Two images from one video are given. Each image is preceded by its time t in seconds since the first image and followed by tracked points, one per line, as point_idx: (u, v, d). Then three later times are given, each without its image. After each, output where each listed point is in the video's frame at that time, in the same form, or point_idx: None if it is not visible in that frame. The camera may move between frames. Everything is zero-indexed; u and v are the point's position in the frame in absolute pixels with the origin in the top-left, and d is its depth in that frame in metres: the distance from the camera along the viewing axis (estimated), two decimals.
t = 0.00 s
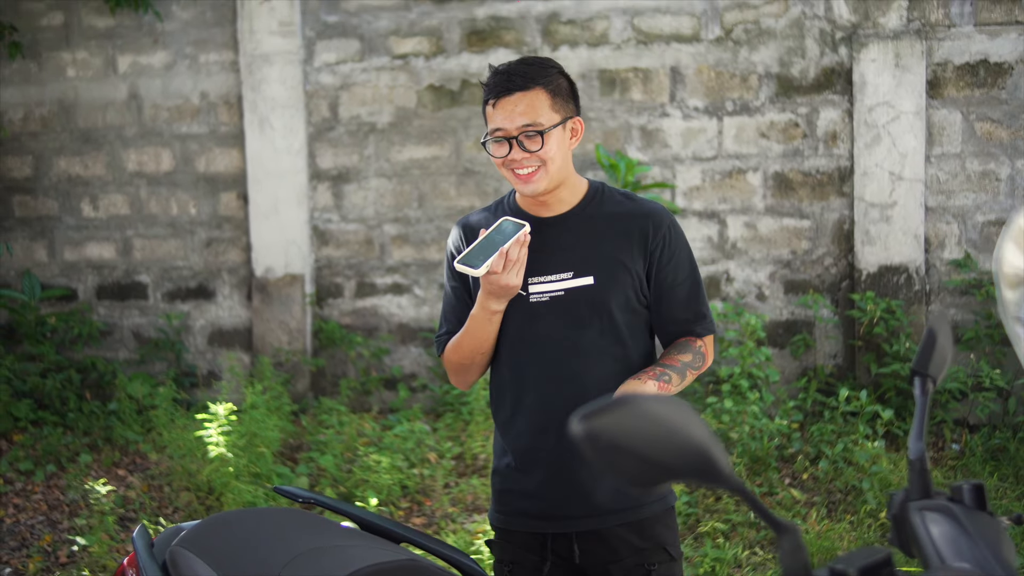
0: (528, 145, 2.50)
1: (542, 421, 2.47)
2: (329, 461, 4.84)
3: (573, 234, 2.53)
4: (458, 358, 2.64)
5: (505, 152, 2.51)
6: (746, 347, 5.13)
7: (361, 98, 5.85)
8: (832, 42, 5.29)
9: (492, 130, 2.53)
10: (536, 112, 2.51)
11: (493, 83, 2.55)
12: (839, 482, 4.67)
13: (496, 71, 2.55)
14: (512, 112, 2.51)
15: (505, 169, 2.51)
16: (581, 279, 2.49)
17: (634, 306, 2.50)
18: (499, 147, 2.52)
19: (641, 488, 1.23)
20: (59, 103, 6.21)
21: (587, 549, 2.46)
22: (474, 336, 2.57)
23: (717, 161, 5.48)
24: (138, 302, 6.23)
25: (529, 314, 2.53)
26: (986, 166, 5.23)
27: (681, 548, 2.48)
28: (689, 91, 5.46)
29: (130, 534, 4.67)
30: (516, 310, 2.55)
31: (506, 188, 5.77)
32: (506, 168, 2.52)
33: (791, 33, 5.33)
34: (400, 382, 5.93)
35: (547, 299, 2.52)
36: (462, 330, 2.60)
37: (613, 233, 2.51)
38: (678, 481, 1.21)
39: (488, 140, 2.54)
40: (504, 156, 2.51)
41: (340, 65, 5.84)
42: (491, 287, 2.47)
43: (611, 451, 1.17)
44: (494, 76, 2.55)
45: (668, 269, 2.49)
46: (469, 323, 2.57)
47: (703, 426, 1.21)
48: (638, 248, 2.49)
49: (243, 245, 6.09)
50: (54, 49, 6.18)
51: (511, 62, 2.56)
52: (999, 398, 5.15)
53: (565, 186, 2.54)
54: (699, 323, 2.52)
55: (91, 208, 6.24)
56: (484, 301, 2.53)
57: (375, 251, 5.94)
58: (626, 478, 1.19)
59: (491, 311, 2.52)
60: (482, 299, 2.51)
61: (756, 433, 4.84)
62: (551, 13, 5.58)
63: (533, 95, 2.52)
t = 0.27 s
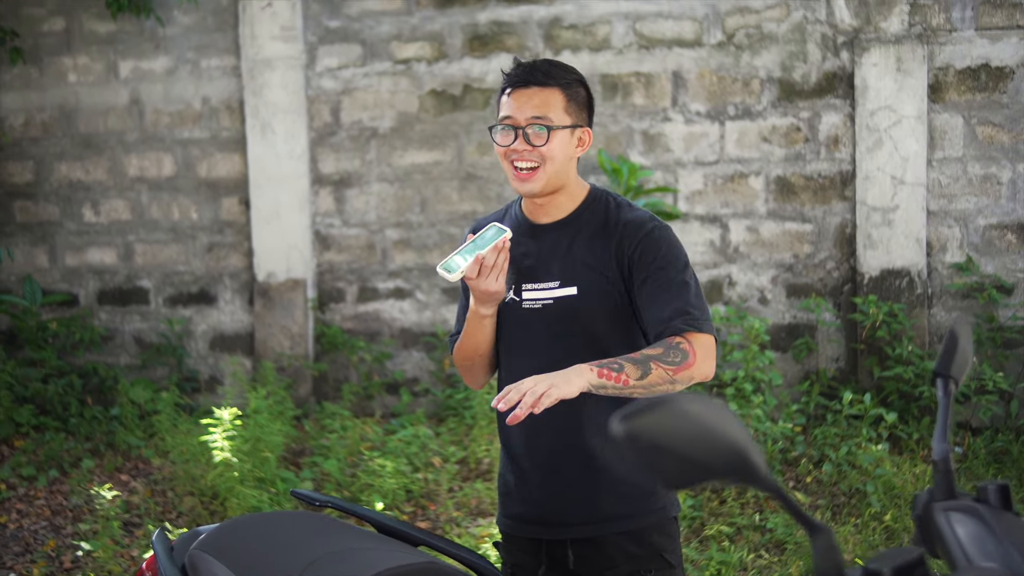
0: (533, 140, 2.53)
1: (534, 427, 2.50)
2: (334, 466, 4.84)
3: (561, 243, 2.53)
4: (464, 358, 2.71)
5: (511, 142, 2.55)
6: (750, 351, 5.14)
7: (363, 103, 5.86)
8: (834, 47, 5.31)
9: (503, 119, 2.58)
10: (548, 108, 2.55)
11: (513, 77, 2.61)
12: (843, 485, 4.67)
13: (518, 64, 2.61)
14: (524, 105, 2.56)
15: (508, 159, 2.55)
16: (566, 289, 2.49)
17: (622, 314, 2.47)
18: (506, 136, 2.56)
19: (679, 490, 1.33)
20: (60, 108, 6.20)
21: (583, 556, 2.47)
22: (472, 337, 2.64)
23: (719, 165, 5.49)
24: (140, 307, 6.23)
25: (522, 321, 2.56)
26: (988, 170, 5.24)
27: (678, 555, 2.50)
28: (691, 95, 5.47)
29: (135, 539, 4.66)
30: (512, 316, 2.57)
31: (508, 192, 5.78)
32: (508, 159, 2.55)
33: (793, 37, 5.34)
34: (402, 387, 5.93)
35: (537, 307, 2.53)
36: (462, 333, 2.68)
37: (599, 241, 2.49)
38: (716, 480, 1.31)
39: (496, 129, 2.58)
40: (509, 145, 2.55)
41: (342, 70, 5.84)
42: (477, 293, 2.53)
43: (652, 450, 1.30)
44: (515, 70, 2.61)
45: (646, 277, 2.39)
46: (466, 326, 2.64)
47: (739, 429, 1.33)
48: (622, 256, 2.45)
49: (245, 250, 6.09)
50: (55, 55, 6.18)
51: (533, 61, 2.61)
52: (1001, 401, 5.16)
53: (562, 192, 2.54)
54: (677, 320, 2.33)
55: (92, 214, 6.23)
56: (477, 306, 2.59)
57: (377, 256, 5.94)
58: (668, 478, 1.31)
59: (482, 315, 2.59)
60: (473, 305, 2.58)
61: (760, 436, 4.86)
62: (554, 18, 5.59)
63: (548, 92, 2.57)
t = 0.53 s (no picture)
0: (549, 136, 2.51)
1: (530, 427, 2.54)
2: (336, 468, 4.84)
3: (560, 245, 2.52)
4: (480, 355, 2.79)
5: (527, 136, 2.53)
6: (751, 352, 5.15)
7: (363, 106, 5.86)
8: (833, 49, 5.33)
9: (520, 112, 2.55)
10: (566, 105, 2.53)
11: (534, 69, 2.58)
12: (845, 486, 4.68)
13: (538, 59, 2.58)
14: (543, 99, 2.53)
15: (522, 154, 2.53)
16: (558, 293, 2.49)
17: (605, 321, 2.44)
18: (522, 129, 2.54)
19: (714, 488, 1.34)
20: (59, 112, 6.20)
21: (576, 559, 2.49)
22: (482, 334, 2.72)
23: (719, 167, 5.50)
24: (139, 311, 6.22)
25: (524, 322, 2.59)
26: (987, 171, 5.26)
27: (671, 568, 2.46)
28: (691, 97, 5.48)
29: (137, 543, 4.66)
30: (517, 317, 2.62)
31: (508, 195, 5.78)
32: (522, 153, 2.53)
33: (793, 39, 5.36)
34: (402, 390, 5.93)
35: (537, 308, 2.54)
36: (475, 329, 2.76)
37: (592, 246, 2.45)
38: (754, 478, 1.32)
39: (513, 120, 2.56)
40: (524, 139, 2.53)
41: (341, 73, 5.85)
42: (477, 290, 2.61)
43: (689, 448, 1.31)
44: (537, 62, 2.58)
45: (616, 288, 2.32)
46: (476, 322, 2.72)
47: (776, 427, 1.34)
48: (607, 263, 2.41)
49: (244, 253, 6.09)
50: (54, 58, 6.17)
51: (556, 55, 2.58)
52: (1002, 401, 5.18)
53: (574, 191, 2.52)
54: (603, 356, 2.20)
55: (91, 217, 6.23)
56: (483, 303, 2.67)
57: (377, 259, 5.94)
58: (704, 477, 1.32)
59: (488, 313, 2.67)
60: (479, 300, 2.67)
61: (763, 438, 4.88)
62: (554, 20, 5.60)
63: (567, 89, 2.54)
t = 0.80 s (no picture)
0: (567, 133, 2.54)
1: (545, 429, 2.54)
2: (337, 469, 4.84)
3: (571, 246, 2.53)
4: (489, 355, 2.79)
5: (545, 133, 2.56)
6: (751, 351, 5.16)
7: (361, 107, 5.86)
8: (831, 49, 5.34)
9: (538, 110, 2.58)
10: (584, 103, 2.56)
11: (551, 69, 2.61)
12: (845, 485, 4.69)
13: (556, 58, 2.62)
14: (562, 97, 2.57)
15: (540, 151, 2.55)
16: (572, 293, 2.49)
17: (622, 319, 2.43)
18: (540, 127, 2.56)
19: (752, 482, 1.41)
20: (55, 114, 6.19)
21: (591, 559, 2.51)
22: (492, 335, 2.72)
23: (718, 167, 5.51)
24: (136, 313, 6.21)
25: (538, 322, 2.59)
26: (985, 170, 5.28)
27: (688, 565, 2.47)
28: (689, 98, 5.50)
29: (138, 544, 4.65)
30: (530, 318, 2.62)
31: (507, 196, 5.78)
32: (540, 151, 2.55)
33: (791, 40, 5.37)
34: (401, 390, 5.93)
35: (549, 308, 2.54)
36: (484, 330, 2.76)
37: (610, 246, 2.45)
38: (789, 470, 1.40)
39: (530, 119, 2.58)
40: (543, 136, 2.55)
41: (339, 75, 5.85)
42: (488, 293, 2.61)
43: (726, 439, 1.39)
44: (554, 62, 2.62)
45: (644, 291, 2.32)
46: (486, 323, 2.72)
47: (813, 424, 1.42)
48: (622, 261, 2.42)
49: (242, 255, 6.08)
50: (50, 60, 6.16)
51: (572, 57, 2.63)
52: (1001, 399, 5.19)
53: (586, 189, 2.53)
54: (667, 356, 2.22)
55: (88, 219, 6.22)
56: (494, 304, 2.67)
57: (376, 260, 5.94)
58: (740, 466, 1.40)
59: (498, 315, 2.67)
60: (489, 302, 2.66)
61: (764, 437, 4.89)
62: (551, 21, 5.61)
63: (586, 88, 2.58)
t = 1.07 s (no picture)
0: (595, 128, 2.56)
1: (572, 425, 2.47)
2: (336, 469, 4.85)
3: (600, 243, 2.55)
4: (482, 356, 2.66)
5: (573, 130, 2.57)
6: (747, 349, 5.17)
7: (356, 107, 5.86)
8: (826, 47, 5.35)
9: (561, 106, 2.59)
10: (609, 97, 2.59)
11: (571, 66, 2.63)
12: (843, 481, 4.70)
13: (577, 55, 2.64)
14: (587, 93, 2.59)
15: (567, 148, 2.56)
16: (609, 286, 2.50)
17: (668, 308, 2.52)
18: (566, 124, 2.57)
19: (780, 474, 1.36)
20: (49, 115, 6.17)
21: (619, 556, 2.48)
22: (497, 332, 2.58)
23: (713, 165, 5.52)
24: (131, 314, 6.20)
25: (561, 318, 2.52)
26: (979, 167, 5.29)
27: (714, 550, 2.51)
28: (684, 96, 5.51)
29: (136, 545, 4.65)
30: (546, 313, 2.53)
31: (502, 195, 5.79)
32: (567, 148, 2.56)
33: (785, 38, 5.38)
34: (397, 390, 5.94)
35: (581, 302, 2.51)
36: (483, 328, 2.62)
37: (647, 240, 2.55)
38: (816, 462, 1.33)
39: (555, 116, 2.59)
40: (570, 133, 2.56)
41: (334, 75, 5.85)
42: (508, 283, 2.48)
43: (755, 435, 1.33)
44: (573, 59, 2.63)
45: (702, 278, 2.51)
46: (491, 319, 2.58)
47: (839, 416, 1.35)
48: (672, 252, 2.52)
49: (237, 256, 6.08)
50: (44, 61, 6.15)
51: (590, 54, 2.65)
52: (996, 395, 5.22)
53: (611, 186, 2.57)
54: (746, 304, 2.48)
55: (82, 221, 6.21)
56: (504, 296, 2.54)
57: (371, 259, 5.95)
58: (767, 461, 1.34)
59: (512, 307, 2.52)
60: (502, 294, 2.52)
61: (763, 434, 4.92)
62: (546, 20, 5.62)
63: (608, 83, 2.60)
